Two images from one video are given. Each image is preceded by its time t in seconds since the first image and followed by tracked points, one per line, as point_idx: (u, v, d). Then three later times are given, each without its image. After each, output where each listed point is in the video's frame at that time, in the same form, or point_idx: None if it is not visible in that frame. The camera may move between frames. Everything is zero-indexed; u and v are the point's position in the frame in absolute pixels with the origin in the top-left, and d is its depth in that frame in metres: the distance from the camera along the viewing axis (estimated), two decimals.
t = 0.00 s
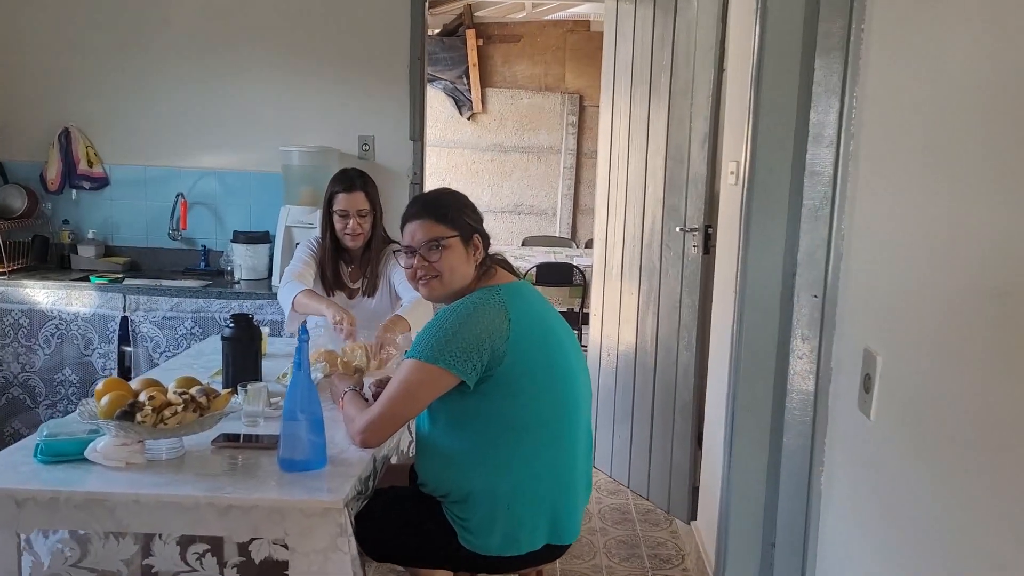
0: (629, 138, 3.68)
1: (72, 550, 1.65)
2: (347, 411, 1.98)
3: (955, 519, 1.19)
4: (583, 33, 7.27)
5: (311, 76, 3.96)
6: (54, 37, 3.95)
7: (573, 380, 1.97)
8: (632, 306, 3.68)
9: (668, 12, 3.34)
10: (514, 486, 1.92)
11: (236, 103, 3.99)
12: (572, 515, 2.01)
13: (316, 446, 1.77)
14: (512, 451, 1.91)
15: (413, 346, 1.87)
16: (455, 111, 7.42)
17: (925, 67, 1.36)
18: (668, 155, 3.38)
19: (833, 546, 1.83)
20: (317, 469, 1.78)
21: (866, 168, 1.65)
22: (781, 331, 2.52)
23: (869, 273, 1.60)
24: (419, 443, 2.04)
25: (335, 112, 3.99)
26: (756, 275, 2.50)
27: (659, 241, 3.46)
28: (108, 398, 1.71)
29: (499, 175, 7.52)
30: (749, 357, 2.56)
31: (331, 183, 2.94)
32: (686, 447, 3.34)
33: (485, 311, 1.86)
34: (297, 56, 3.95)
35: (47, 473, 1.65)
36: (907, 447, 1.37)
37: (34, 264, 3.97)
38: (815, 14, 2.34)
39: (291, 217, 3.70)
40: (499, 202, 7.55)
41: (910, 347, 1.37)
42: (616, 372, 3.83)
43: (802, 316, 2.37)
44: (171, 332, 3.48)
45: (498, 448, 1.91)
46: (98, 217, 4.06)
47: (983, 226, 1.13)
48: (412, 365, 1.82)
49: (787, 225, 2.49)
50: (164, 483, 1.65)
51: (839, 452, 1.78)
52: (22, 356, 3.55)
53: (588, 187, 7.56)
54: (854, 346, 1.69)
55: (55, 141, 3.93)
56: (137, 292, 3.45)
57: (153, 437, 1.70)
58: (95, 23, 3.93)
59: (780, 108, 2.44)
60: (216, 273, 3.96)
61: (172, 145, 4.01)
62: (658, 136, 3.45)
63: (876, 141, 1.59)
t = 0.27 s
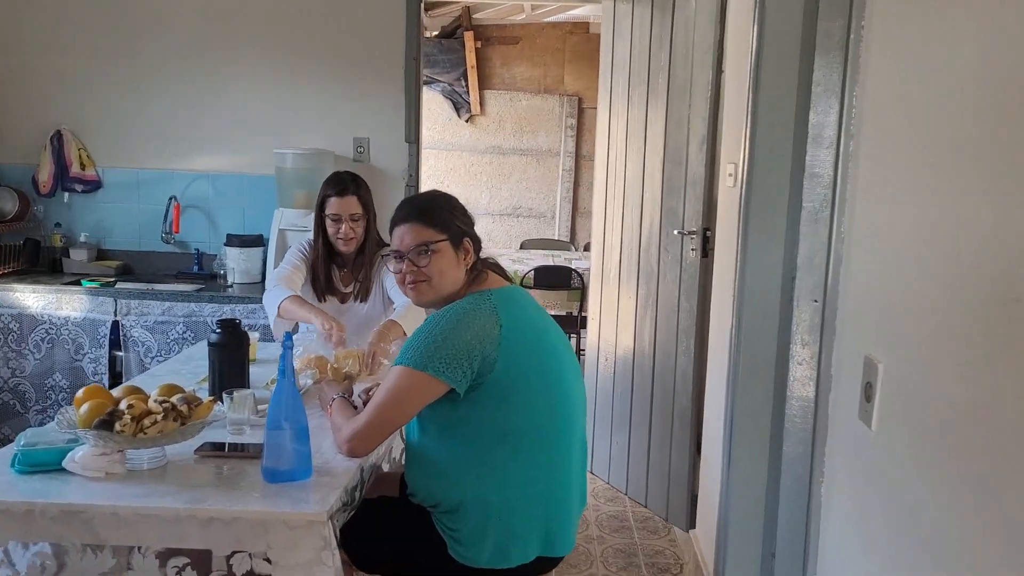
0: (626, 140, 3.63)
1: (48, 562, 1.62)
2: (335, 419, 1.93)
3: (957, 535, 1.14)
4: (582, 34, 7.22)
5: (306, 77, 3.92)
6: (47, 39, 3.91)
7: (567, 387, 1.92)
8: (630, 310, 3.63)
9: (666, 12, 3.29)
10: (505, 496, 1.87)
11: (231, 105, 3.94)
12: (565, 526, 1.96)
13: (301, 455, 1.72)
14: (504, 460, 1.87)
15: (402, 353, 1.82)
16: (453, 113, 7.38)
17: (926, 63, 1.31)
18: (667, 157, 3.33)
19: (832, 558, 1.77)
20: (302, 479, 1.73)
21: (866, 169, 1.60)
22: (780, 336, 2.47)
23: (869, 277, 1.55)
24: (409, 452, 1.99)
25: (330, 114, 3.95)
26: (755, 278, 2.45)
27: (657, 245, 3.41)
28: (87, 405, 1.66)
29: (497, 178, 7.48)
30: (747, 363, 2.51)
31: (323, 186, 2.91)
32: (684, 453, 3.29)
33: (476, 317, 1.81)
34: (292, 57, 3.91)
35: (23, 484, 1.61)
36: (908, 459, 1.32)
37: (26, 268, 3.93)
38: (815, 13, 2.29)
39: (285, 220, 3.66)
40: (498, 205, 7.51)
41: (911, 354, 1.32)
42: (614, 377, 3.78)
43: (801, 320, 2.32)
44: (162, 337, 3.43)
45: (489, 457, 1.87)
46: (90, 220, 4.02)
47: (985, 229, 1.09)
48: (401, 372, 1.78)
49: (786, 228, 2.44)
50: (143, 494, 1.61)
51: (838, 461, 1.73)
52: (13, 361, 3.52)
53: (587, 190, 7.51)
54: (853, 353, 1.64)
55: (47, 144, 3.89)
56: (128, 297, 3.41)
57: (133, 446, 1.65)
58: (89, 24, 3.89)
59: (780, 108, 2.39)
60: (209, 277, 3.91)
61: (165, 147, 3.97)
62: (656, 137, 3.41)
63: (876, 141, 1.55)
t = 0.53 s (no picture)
0: (627, 142, 3.59)
1: None
2: (324, 428, 1.90)
3: (958, 554, 1.10)
4: (585, 36, 7.18)
5: (304, 79, 3.89)
6: (43, 41, 3.89)
7: (562, 395, 1.88)
8: (630, 314, 3.58)
9: (667, 12, 3.25)
10: (498, 507, 1.83)
11: (229, 107, 3.92)
12: (560, 538, 1.91)
13: (288, 465, 1.68)
14: (497, 470, 1.83)
15: (392, 360, 1.78)
16: (455, 115, 7.35)
17: (928, 62, 1.27)
18: (668, 159, 3.28)
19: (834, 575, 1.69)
20: (289, 489, 1.69)
21: (866, 172, 1.56)
22: (782, 342, 2.43)
23: (869, 284, 1.51)
24: (400, 461, 1.95)
25: (328, 115, 3.91)
26: (755, 282, 2.41)
27: (658, 248, 3.37)
28: (69, 414, 1.62)
29: (499, 180, 7.44)
30: (748, 370, 2.46)
31: (320, 189, 2.87)
32: (685, 460, 3.24)
33: (468, 324, 1.78)
34: (291, 58, 3.88)
35: (3, 494, 1.58)
36: (908, 472, 1.28)
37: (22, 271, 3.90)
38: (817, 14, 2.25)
39: (282, 224, 3.64)
40: (500, 208, 7.48)
41: (912, 363, 1.28)
42: (614, 383, 3.73)
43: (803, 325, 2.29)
44: (157, 341, 3.41)
45: (482, 467, 1.83)
46: (87, 222, 3.99)
47: (988, 234, 1.05)
48: (391, 381, 1.74)
49: (788, 231, 2.39)
50: (126, 505, 1.57)
51: (838, 472, 1.68)
52: (7, 366, 3.49)
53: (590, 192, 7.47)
54: (853, 361, 1.60)
55: (43, 146, 3.87)
56: (123, 300, 3.40)
57: (115, 456, 1.62)
58: (86, 25, 3.87)
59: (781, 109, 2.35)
60: (206, 281, 3.88)
61: (162, 150, 3.94)
62: (656, 140, 3.36)
63: (877, 143, 1.50)
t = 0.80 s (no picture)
0: (644, 141, 3.55)
1: None
2: (332, 430, 1.88)
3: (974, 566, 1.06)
4: (603, 35, 7.14)
5: (321, 79, 3.89)
6: (62, 42, 3.91)
7: (573, 400, 1.85)
8: (646, 316, 3.54)
9: (685, 11, 3.21)
10: (507, 513, 1.81)
11: (245, 107, 3.92)
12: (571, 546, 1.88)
13: (295, 468, 1.67)
14: (505, 476, 1.80)
15: (400, 363, 1.76)
16: (473, 115, 7.34)
17: (946, 59, 1.24)
18: (685, 159, 3.25)
19: None
20: (295, 492, 1.68)
21: (884, 172, 1.52)
22: (799, 345, 2.38)
23: (886, 287, 1.47)
24: (408, 464, 1.94)
25: (344, 116, 3.90)
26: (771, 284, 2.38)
27: (675, 249, 3.33)
28: (76, 415, 1.62)
29: (517, 181, 7.42)
30: (764, 373, 2.42)
31: (331, 190, 2.86)
32: (702, 464, 3.20)
33: (477, 326, 1.76)
34: (307, 59, 3.88)
35: (10, 495, 1.58)
36: (924, 481, 1.24)
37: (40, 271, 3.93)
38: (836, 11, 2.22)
39: (297, 224, 3.64)
40: (517, 208, 7.45)
41: (929, 369, 1.24)
42: (630, 385, 3.69)
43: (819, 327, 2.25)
44: (173, 341, 3.44)
45: (490, 472, 1.80)
46: (104, 223, 4.01)
47: (1005, 237, 1.01)
48: (400, 384, 1.72)
49: (806, 233, 2.35)
50: (131, 507, 1.56)
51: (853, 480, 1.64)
52: (24, 365, 3.52)
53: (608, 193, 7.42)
54: (869, 366, 1.56)
55: (62, 147, 3.90)
56: (138, 300, 3.42)
57: (121, 458, 1.61)
58: (103, 26, 3.89)
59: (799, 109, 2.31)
60: (222, 281, 3.89)
61: (179, 150, 3.95)
62: (674, 140, 3.33)
63: (895, 143, 1.47)
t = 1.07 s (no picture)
0: (665, 143, 3.51)
1: None
2: (350, 431, 1.86)
3: None
4: (625, 35, 7.10)
5: (341, 77, 3.88)
6: (84, 41, 3.93)
7: (593, 403, 1.82)
8: (667, 317, 3.50)
9: (708, 8, 3.18)
10: (525, 518, 1.78)
11: (265, 107, 3.92)
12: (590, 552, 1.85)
13: (311, 469, 1.65)
14: (523, 479, 1.78)
15: (418, 363, 1.75)
16: (493, 114, 7.32)
17: (977, 53, 1.20)
18: (707, 158, 3.21)
19: None
20: (312, 494, 1.66)
21: (912, 171, 1.48)
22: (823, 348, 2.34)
23: (914, 289, 1.43)
24: (426, 467, 1.92)
25: (364, 115, 3.89)
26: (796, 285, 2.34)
27: (696, 250, 3.29)
28: (92, 413, 1.61)
29: (537, 181, 7.39)
30: (787, 377, 2.38)
31: (348, 188, 2.86)
32: (723, 468, 3.16)
33: (496, 328, 1.73)
34: (327, 57, 3.88)
35: (26, 494, 1.58)
36: (953, 490, 1.21)
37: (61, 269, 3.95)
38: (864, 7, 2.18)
39: (316, 223, 3.63)
40: (537, 208, 7.43)
41: (956, 374, 1.21)
42: (650, 387, 3.65)
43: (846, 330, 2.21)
44: (192, 340, 3.46)
45: (509, 475, 1.78)
46: (125, 221, 4.03)
47: None
48: (418, 385, 1.70)
49: (831, 233, 2.31)
50: (146, 508, 1.55)
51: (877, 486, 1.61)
52: (45, 363, 3.53)
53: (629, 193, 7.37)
54: (897, 371, 1.52)
55: (83, 145, 3.93)
56: (158, 299, 3.44)
57: (137, 458, 1.60)
58: (125, 25, 3.91)
59: (825, 107, 2.27)
60: (241, 280, 3.89)
61: (199, 149, 3.96)
62: (695, 139, 3.29)
63: (924, 140, 1.43)
